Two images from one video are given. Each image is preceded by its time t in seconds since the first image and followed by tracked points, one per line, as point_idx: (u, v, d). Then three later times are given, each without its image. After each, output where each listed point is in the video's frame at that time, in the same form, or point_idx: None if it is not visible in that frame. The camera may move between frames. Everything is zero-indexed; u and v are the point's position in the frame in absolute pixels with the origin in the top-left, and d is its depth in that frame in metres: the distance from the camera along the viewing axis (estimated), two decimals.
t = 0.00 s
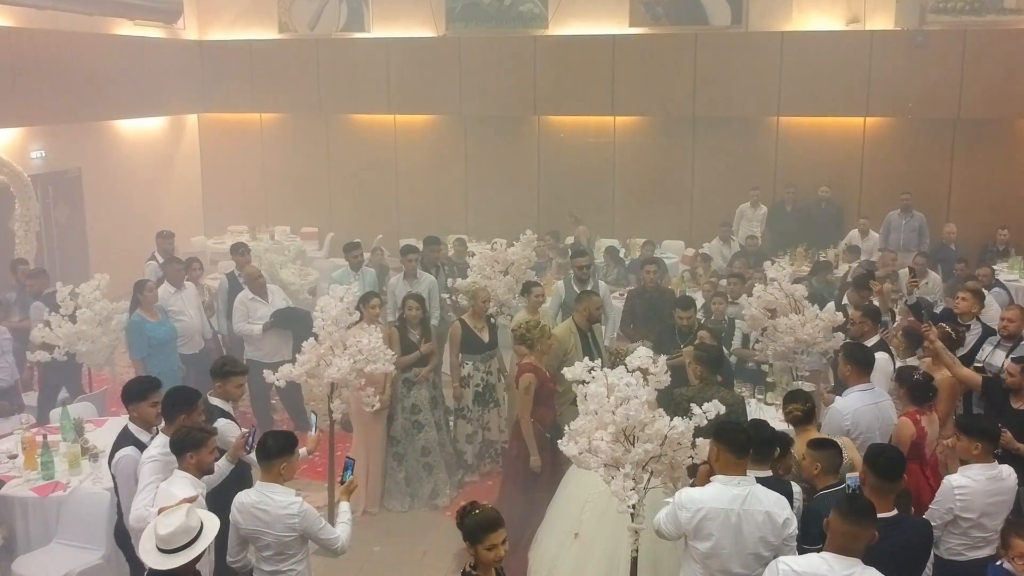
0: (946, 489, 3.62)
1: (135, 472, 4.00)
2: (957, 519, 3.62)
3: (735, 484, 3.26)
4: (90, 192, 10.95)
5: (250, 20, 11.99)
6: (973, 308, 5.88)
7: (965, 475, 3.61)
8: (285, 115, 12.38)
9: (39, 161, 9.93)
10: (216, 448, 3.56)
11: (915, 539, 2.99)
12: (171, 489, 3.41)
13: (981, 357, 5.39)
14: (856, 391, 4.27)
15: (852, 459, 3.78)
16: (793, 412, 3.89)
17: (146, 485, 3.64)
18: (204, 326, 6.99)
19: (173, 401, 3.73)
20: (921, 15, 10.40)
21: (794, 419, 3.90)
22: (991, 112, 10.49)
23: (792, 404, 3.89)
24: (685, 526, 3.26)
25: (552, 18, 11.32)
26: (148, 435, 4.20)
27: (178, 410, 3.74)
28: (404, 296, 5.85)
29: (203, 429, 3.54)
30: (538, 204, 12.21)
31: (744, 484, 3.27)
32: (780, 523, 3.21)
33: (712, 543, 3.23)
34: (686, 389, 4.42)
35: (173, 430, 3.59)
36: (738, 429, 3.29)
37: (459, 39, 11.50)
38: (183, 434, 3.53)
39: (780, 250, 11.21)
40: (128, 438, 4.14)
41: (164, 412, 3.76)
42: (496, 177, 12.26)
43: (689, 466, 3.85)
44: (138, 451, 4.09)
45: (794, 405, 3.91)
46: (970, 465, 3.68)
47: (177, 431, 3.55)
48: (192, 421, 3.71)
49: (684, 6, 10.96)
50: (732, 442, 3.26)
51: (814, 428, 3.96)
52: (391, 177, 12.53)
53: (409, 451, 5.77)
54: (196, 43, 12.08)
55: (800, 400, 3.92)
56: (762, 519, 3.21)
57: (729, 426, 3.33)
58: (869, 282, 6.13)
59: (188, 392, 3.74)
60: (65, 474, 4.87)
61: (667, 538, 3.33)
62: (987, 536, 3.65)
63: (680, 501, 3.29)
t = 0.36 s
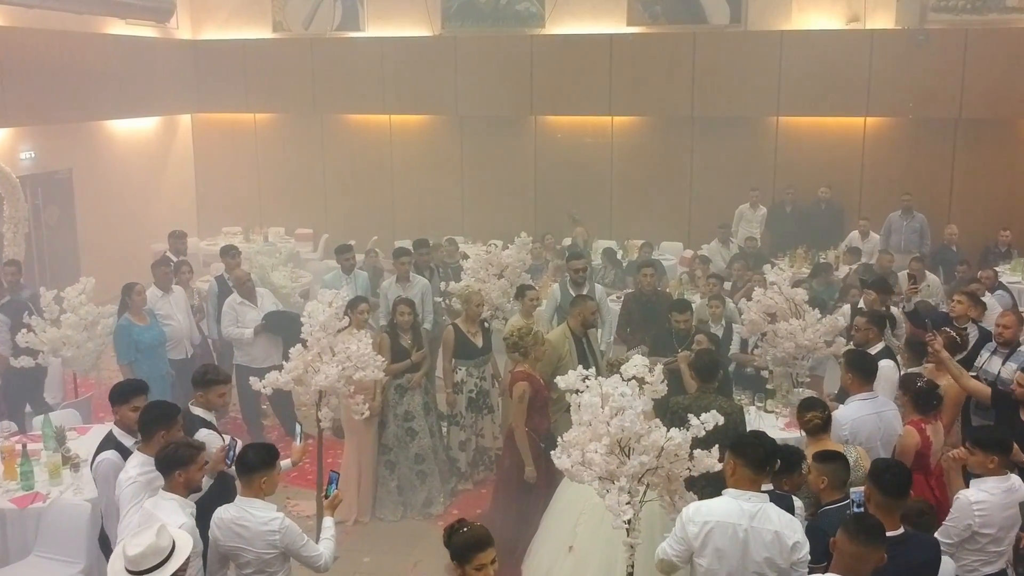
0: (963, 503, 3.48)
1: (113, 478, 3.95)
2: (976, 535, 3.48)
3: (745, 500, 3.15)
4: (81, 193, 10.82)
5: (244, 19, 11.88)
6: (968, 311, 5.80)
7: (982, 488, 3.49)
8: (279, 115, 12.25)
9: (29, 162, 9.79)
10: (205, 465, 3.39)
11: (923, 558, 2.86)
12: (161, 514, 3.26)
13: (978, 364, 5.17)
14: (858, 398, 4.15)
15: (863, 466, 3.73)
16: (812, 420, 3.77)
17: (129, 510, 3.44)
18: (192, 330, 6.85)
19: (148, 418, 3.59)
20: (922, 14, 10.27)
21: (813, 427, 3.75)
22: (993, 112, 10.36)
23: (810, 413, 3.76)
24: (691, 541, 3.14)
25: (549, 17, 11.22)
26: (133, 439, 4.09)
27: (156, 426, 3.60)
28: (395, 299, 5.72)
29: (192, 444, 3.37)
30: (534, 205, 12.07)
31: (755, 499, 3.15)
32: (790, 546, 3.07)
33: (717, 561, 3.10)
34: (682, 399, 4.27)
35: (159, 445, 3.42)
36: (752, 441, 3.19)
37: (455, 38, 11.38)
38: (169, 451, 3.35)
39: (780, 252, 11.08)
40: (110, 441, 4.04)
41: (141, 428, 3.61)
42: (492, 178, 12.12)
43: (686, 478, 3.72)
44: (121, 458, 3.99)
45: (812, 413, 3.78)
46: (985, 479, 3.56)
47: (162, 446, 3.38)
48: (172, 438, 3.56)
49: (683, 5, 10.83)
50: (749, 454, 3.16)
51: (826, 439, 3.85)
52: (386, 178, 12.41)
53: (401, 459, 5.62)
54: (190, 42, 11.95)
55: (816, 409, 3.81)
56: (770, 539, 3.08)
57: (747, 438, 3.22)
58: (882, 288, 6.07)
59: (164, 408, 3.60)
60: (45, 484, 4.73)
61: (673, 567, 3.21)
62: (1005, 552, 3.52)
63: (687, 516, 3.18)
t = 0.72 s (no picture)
0: (980, 522, 3.37)
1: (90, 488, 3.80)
2: (993, 551, 3.36)
3: (749, 517, 3.01)
4: (71, 194, 10.68)
5: (237, 19, 11.74)
6: (968, 315, 5.67)
7: (998, 504, 3.39)
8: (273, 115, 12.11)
9: (18, 163, 9.64)
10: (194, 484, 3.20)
11: None
12: (148, 538, 3.05)
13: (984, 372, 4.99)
14: (861, 409, 4.03)
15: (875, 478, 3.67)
16: (830, 429, 3.67)
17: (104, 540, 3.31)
18: (180, 335, 6.69)
19: (126, 437, 3.43)
20: (924, 13, 10.13)
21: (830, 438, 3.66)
22: (996, 112, 10.22)
23: (830, 421, 3.66)
24: (695, 561, 2.98)
25: (545, 16, 11.08)
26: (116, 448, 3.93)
27: (135, 446, 3.45)
28: (386, 304, 5.58)
29: (181, 463, 3.19)
30: (531, 206, 11.92)
31: (759, 517, 3.01)
32: (793, 568, 2.93)
33: None
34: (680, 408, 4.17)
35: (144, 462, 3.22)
36: (757, 455, 3.07)
37: (450, 37, 11.24)
38: (157, 470, 3.16)
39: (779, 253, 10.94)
40: (91, 450, 3.88)
41: (119, 447, 3.45)
42: (489, 179, 11.98)
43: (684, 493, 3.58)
44: (100, 467, 3.82)
45: (832, 423, 3.68)
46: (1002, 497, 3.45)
47: (149, 464, 3.18)
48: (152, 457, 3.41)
49: (681, 4, 10.70)
50: (755, 471, 3.02)
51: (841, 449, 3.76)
52: (381, 179, 12.26)
53: (392, 468, 5.48)
54: (182, 42, 11.82)
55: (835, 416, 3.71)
56: (774, 559, 2.94)
57: (750, 451, 3.09)
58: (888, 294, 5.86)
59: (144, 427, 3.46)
60: (23, 497, 4.58)
61: None
62: None
63: (688, 533, 3.03)
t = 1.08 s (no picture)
0: (1003, 543, 3.18)
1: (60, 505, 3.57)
2: None
3: (744, 542, 2.83)
4: (57, 193, 10.48)
5: (228, 15, 11.54)
6: (979, 319, 5.46)
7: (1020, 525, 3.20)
8: (264, 113, 11.91)
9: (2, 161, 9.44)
10: (151, 501, 3.08)
11: None
12: (100, 556, 2.94)
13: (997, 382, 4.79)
14: (867, 422, 3.83)
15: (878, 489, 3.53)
16: (826, 444, 3.53)
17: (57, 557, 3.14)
18: (161, 338, 6.49)
19: (88, 448, 3.25)
20: (926, 9, 9.94)
21: (827, 453, 3.53)
22: (1000, 109, 10.03)
23: (826, 436, 3.52)
24: None
25: (541, 11, 10.88)
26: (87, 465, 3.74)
27: (95, 459, 3.26)
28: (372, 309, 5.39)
29: (136, 478, 3.07)
30: (526, 205, 11.73)
31: (755, 541, 2.83)
32: None
33: None
34: (677, 420, 3.98)
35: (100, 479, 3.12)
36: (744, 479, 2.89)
37: (445, 33, 11.02)
38: (110, 485, 3.04)
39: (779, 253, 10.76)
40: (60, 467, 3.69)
41: (78, 462, 3.27)
42: (484, 177, 11.79)
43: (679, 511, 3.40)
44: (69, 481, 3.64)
45: (828, 437, 3.54)
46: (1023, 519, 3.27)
47: (103, 480, 3.07)
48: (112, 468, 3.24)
49: None
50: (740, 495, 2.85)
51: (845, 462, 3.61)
52: (374, 177, 12.07)
53: (379, 480, 5.28)
54: (172, 38, 11.60)
55: (834, 430, 3.56)
56: None
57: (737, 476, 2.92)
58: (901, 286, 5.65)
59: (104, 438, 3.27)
60: None
61: None
62: None
63: (679, 558, 2.84)
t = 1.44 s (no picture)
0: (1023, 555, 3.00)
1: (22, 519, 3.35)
2: None
3: (735, 560, 2.67)
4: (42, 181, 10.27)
5: None
6: (987, 313, 5.30)
7: None
8: (255, 99, 11.69)
9: None
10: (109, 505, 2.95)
11: None
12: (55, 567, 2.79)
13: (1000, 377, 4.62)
14: (872, 423, 3.64)
15: (881, 495, 3.32)
16: (821, 449, 3.33)
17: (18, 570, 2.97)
18: (143, 332, 6.32)
19: (51, 452, 3.15)
20: None
21: (822, 459, 3.35)
22: (1004, 95, 9.81)
23: (820, 441, 3.32)
24: None
25: None
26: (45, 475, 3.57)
27: (55, 465, 3.14)
28: (359, 302, 5.20)
29: (89, 484, 2.94)
30: (523, 194, 11.54)
31: (746, 558, 2.68)
32: None
33: None
34: (674, 420, 3.79)
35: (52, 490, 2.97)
36: (735, 492, 2.74)
37: (440, 17, 10.74)
38: (62, 497, 2.89)
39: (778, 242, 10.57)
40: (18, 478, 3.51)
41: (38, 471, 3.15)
42: (478, 164, 11.60)
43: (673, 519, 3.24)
44: (28, 492, 3.45)
45: (822, 441, 3.35)
46: None
47: (54, 491, 2.93)
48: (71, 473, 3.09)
49: None
50: (730, 508, 2.70)
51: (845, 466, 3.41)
52: (367, 165, 11.88)
53: (366, 478, 5.12)
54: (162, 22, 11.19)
55: (831, 433, 3.36)
56: None
57: (723, 488, 2.77)
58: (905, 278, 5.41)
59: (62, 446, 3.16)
60: None
61: None
62: None
63: None
